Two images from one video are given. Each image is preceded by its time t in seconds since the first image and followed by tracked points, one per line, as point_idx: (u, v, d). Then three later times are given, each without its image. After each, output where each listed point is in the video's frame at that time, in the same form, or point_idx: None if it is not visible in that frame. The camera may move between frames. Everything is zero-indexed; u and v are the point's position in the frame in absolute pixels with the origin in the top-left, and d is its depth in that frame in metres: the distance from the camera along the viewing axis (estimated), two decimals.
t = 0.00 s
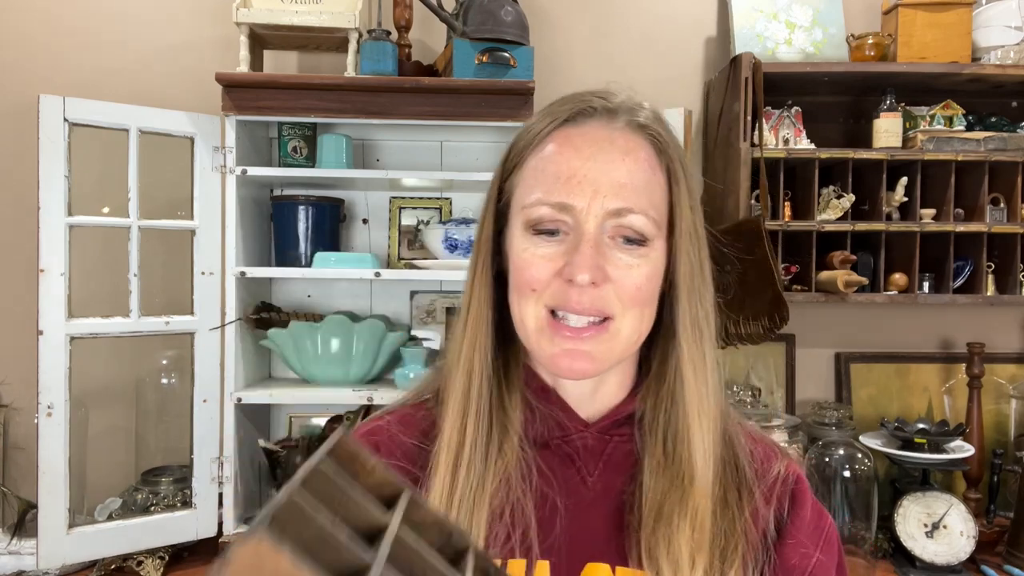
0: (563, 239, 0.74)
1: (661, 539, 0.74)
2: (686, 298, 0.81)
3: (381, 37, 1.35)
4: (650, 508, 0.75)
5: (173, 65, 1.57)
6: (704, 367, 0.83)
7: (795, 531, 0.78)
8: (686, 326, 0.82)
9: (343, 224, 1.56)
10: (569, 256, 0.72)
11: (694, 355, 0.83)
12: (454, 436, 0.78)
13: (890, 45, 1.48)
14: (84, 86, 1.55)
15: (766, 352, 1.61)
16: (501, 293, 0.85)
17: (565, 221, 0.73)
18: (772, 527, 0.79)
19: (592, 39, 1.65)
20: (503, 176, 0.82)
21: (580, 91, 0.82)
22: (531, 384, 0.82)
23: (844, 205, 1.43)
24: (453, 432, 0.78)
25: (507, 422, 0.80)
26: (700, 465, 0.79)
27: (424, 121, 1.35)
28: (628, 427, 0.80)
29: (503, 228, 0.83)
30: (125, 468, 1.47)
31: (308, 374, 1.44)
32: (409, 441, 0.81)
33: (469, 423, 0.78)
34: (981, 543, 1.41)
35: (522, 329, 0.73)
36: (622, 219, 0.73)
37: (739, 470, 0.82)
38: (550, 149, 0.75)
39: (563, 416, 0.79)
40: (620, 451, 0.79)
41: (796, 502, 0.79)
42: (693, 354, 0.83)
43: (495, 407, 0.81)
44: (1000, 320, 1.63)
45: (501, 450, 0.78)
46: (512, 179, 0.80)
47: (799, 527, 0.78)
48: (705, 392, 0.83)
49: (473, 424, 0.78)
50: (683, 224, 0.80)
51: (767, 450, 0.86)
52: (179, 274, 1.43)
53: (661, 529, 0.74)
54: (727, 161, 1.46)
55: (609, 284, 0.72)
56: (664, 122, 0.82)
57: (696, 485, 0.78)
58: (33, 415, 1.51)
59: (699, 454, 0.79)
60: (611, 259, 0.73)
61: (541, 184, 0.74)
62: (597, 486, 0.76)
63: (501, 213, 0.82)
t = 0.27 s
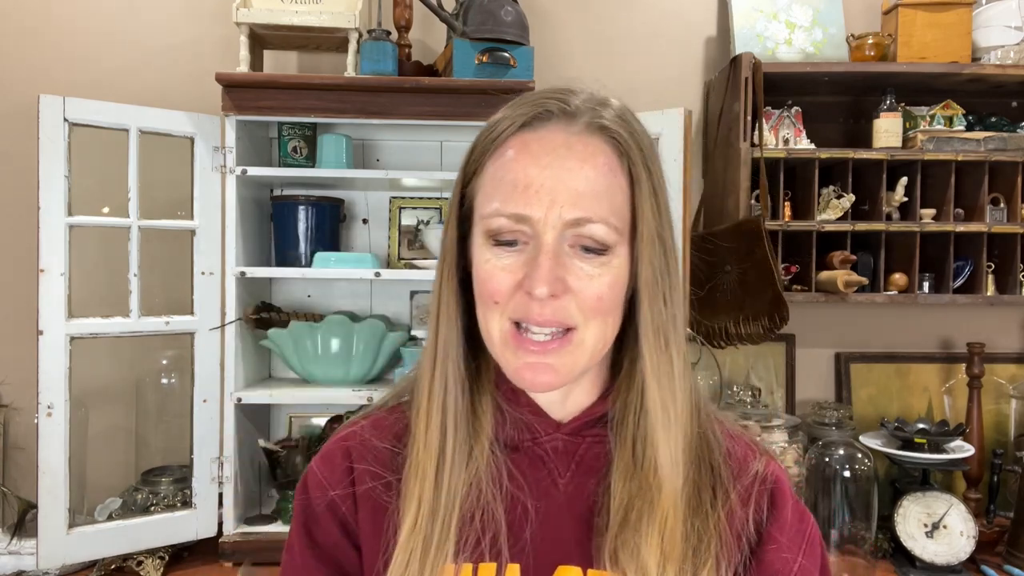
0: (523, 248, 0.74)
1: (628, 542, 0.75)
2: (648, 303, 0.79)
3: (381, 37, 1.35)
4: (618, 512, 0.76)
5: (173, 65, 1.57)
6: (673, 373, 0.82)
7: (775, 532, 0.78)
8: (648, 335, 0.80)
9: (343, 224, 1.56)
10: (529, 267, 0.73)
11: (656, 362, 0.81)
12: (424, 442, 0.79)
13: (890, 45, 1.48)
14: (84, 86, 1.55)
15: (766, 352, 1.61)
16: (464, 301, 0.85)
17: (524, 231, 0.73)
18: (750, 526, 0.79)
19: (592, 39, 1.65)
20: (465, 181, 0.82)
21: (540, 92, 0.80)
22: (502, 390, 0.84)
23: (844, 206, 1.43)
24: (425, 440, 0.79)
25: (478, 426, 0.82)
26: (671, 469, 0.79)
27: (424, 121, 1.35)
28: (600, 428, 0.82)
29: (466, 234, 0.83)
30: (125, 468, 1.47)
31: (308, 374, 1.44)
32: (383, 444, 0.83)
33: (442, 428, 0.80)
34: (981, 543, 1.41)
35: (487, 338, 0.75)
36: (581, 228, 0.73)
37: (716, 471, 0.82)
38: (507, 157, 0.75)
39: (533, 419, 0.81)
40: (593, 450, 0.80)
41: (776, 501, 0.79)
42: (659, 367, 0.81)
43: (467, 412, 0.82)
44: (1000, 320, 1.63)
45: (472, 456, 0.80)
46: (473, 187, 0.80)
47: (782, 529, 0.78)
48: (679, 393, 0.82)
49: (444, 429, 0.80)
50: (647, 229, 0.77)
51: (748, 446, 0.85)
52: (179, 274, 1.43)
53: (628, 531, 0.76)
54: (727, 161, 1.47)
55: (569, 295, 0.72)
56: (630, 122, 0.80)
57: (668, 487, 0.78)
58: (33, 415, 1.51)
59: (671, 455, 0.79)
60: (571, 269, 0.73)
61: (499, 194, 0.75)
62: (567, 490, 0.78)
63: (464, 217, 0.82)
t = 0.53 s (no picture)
0: (506, 263, 0.74)
1: (610, 549, 0.76)
2: (629, 311, 0.80)
3: (381, 37, 1.35)
4: (600, 519, 0.77)
5: (173, 65, 1.57)
6: (657, 383, 0.82)
7: (764, 533, 0.79)
8: (626, 339, 0.81)
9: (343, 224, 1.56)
10: (515, 284, 0.73)
11: (634, 371, 0.81)
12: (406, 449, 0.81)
13: (890, 45, 1.48)
14: (85, 86, 1.55)
15: (766, 352, 1.61)
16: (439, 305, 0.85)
17: (508, 246, 0.73)
18: (736, 528, 0.79)
19: (592, 39, 1.65)
20: (444, 187, 0.81)
21: (519, 97, 0.79)
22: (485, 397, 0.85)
23: (844, 206, 1.43)
24: (406, 448, 0.80)
25: (460, 432, 0.84)
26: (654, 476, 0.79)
27: (424, 121, 1.35)
28: (581, 431, 0.83)
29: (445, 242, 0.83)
30: (125, 468, 1.47)
31: (308, 375, 1.44)
32: (362, 451, 0.85)
33: (423, 435, 0.81)
34: (981, 543, 1.41)
35: (473, 354, 0.75)
36: (568, 243, 0.73)
37: (701, 473, 0.82)
38: (491, 169, 0.74)
39: (513, 424, 0.82)
40: (574, 456, 0.81)
41: (762, 502, 0.80)
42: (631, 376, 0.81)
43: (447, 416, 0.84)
44: (1000, 320, 1.63)
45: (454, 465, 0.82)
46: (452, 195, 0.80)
47: (770, 531, 0.79)
48: (663, 397, 0.83)
49: (425, 436, 0.81)
50: (632, 238, 0.78)
51: (734, 445, 0.86)
52: (179, 274, 1.43)
53: (610, 539, 0.77)
54: (727, 161, 1.47)
55: (556, 312, 0.73)
56: (612, 125, 0.80)
57: (653, 494, 0.79)
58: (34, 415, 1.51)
59: (655, 461, 0.80)
60: (557, 285, 0.73)
61: (481, 208, 0.74)
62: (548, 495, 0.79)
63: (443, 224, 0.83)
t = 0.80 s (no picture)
0: (493, 279, 0.74)
1: (596, 554, 0.76)
2: (625, 321, 0.80)
3: (381, 37, 1.35)
4: (586, 525, 0.77)
5: (173, 65, 1.57)
6: (642, 387, 0.82)
7: (756, 533, 0.78)
8: (624, 351, 0.81)
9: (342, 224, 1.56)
10: (504, 302, 0.73)
11: (634, 381, 0.82)
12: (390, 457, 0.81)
13: (890, 45, 1.48)
14: (85, 86, 1.55)
15: (766, 352, 1.61)
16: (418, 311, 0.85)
17: (495, 263, 0.73)
18: (726, 527, 0.79)
19: (592, 39, 1.65)
20: (422, 200, 0.80)
21: (501, 107, 0.77)
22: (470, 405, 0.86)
23: (844, 205, 1.43)
24: (387, 457, 0.80)
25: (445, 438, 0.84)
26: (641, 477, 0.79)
27: (424, 121, 1.35)
28: (565, 433, 0.83)
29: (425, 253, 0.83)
30: (125, 468, 1.47)
31: (308, 376, 1.44)
32: (342, 458, 0.85)
33: (405, 442, 0.82)
34: (981, 543, 1.41)
35: (460, 371, 0.76)
36: (558, 259, 0.73)
37: (687, 473, 0.82)
38: (475, 186, 0.73)
39: (496, 429, 0.82)
40: (559, 458, 0.82)
41: (750, 499, 0.80)
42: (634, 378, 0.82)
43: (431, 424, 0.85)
44: (1000, 320, 1.63)
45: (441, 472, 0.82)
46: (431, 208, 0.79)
47: (760, 529, 0.78)
48: (649, 402, 0.83)
49: (407, 443, 0.82)
50: (621, 246, 0.78)
51: (720, 442, 0.86)
52: (179, 274, 1.43)
53: (595, 546, 0.77)
54: (727, 161, 1.47)
55: (548, 331, 0.73)
56: (596, 129, 0.79)
57: (638, 497, 0.79)
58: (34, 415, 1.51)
59: (641, 463, 0.80)
60: (547, 302, 0.73)
61: (464, 227, 0.73)
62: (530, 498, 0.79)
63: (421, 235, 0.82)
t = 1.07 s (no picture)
0: (477, 281, 0.74)
1: (586, 559, 0.77)
2: (609, 323, 0.79)
3: (381, 37, 1.35)
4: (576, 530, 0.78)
5: (173, 65, 1.57)
6: (632, 386, 0.81)
7: (753, 533, 0.78)
8: (606, 357, 0.80)
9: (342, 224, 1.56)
10: (488, 305, 0.72)
11: (618, 387, 0.80)
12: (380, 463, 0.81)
13: (890, 45, 1.48)
14: (85, 86, 1.55)
15: (766, 352, 1.61)
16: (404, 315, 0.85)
17: (478, 266, 0.72)
18: (721, 528, 0.79)
19: (592, 39, 1.65)
20: (404, 201, 0.80)
21: (480, 105, 0.77)
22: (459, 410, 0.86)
23: (844, 205, 1.43)
24: (375, 461, 0.81)
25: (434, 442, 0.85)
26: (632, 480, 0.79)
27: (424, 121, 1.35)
28: (554, 435, 0.83)
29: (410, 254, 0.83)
30: (125, 468, 1.47)
31: (308, 376, 1.44)
32: (328, 463, 0.85)
33: (391, 451, 0.82)
34: (981, 543, 1.41)
35: (450, 378, 0.76)
36: (542, 260, 0.72)
37: (680, 475, 0.82)
38: (455, 182, 0.73)
39: (485, 433, 0.82)
40: (548, 462, 0.82)
41: (745, 501, 0.79)
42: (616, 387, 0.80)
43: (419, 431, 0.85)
44: (1000, 320, 1.63)
45: (431, 480, 0.82)
46: (414, 210, 0.79)
47: (757, 530, 0.78)
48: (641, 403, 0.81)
49: (394, 453, 0.82)
50: (607, 246, 0.77)
51: (715, 441, 0.85)
52: (179, 273, 1.43)
53: (585, 551, 0.77)
54: (727, 161, 1.47)
55: (533, 333, 0.73)
56: (579, 126, 0.79)
57: (629, 502, 0.79)
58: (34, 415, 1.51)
59: (632, 467, 0.79)
60: (531, 304, 0.73)
61: (445, 228, 0.73)
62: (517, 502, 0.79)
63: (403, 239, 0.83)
